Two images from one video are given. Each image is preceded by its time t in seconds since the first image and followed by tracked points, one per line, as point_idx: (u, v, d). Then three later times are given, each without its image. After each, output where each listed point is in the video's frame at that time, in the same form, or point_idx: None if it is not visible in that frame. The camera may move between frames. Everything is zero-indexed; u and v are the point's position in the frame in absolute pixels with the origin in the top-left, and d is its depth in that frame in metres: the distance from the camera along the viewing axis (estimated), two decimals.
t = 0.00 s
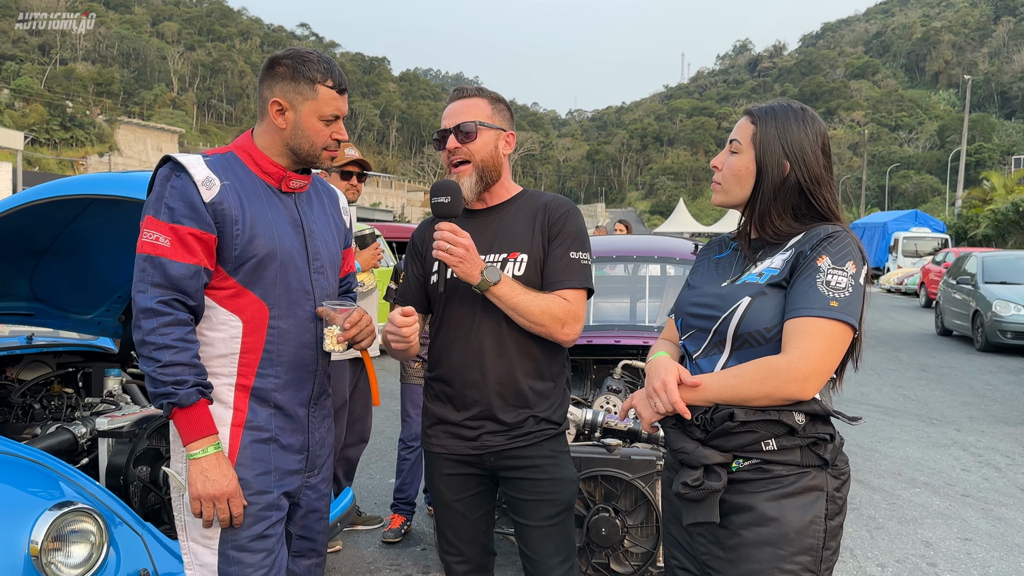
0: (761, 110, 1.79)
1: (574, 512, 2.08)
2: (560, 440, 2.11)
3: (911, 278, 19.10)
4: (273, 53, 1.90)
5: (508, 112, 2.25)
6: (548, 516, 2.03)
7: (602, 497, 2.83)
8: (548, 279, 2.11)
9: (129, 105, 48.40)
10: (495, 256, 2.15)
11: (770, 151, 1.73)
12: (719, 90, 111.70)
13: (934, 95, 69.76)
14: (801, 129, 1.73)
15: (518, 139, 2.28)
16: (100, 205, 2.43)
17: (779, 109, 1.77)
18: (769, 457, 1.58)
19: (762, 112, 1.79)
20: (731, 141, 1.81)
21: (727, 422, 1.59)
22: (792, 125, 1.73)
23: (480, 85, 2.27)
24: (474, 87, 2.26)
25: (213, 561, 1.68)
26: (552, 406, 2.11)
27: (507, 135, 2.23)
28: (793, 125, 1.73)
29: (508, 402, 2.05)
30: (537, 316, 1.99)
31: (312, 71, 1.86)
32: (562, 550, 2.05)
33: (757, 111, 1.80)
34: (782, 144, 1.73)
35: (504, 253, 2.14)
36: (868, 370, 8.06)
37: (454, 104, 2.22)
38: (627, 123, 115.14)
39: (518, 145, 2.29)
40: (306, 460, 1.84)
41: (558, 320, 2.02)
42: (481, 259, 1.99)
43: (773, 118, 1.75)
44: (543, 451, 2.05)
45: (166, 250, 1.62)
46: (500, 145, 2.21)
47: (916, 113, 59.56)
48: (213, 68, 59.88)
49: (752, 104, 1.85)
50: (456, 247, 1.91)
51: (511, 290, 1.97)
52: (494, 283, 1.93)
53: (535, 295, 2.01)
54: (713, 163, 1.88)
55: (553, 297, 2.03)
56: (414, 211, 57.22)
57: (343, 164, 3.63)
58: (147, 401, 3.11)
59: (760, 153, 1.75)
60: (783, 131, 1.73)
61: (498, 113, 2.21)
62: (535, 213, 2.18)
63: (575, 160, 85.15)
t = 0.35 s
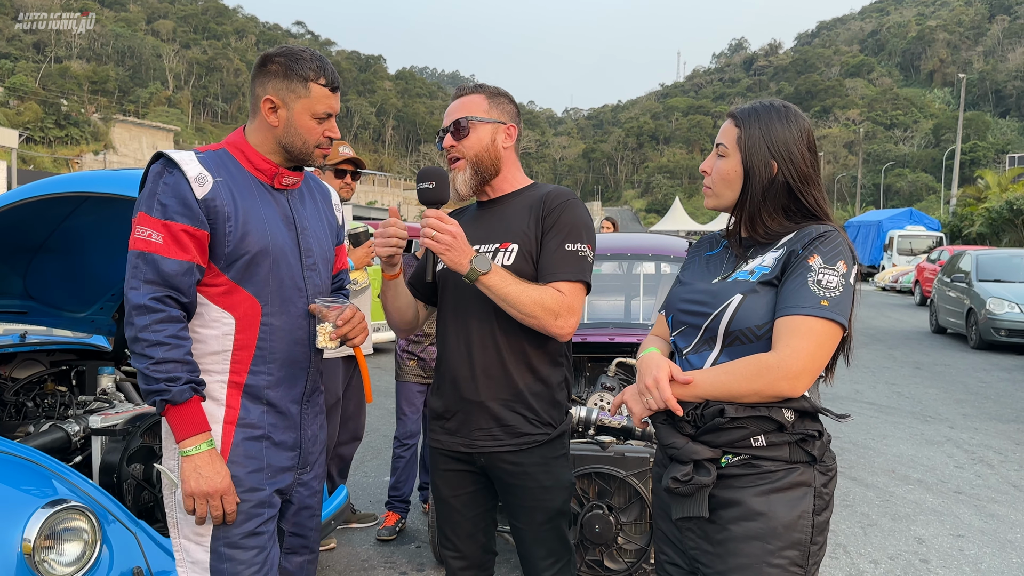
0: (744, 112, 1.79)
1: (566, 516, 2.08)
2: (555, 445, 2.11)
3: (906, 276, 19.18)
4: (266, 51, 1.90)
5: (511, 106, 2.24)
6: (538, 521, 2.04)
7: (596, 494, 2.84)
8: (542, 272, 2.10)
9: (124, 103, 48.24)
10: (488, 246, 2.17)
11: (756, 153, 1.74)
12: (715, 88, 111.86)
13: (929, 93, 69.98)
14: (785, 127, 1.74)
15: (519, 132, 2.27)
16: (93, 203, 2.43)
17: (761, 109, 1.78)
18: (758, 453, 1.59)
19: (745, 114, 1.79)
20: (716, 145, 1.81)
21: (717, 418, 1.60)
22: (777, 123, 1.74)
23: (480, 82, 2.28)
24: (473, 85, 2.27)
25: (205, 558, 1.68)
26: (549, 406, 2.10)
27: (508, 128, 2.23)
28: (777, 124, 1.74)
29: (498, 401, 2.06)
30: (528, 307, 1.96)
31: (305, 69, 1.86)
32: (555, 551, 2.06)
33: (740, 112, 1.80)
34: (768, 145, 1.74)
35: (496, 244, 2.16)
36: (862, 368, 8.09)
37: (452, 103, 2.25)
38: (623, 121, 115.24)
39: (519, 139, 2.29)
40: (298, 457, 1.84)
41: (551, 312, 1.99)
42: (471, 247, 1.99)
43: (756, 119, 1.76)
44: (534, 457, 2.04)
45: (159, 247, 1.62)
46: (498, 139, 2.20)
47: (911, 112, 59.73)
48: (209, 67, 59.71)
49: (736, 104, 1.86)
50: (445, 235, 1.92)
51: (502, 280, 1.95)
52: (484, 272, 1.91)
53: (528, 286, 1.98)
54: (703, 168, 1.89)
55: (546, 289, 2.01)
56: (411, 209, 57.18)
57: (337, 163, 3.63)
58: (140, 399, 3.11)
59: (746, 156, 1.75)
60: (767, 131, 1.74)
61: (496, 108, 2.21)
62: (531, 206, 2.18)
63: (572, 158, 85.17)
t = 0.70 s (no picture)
0: (752, 112, 1.79)
1: (568, 516, 2.09)
2: (558, 445, 2.10)
3: (907, 277, 19.18)
4: (271, 50, 1.90)
5: (509, 106, 2.24)
6: (539, 521, 2.04)
7: (598, 493, 2.84)
8: (540, 277, 2.08)
9: (125, 102, 48.26)
10: (486, 251, 2.18)
11: (770, 153, 1.75)
12: (717, 88, 111.81)
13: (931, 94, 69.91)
14: (794, 128, 1.76)
15: (519, 132, 2.28)
16: (97, 201, 2.44)
17: (767, 109, 1.78)
18: (769, 451, 1.59)
19: (754, 115, 1.78)
20: (728, 146, 1.80)
21: (729, 416, 1.59)
22: (785, 120, 1.75)
23: (478, 83, 2.28)
24: (469, 86, 2.28)
25: (210, 555, 1.69)
26: (552, 407, 2.10)
27: (509, 129, 2.24)
28: (785, 121, 1.76)
29: (497, 402, 2.07)
30: (524, 314, 1.96)
31: (310, 68, 1.87)
32: (557, 551, 2.07)
33: (748, 112, 1.80)
34: (782, 148, 1.74)
35: (494, 249, 2.17)
36: (864, 368, 8.09)
37: (449, 106, 2.25)
38: (624, 121, 115.20)
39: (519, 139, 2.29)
40: (303, 454, 1.85)
41: (548, 318, 1.98)
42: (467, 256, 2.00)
43: (764, 117, 1.77)
44: (535, 458, 2.05)
45: (165, 244, 1.63)
46: (500, 141, 2.21)
47: (913, 112, 59.66)
48: (210, 66, 59.73)
49: (739, 103, 1.86)
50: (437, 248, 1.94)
51: (498, 289, 1.95)
52: (478, 281, 1.92)
53: (524, 293, 1.98)
54: (710, 171, 1.85)
55: (542, 295, 2.00)
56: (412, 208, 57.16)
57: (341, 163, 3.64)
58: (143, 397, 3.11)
59: (762, 157, 1.75)
60: (780, 131, 1.75)
61: (496, 109, 2.21)
62: (531, 209, 2.18)
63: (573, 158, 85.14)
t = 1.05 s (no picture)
0: (763, 113, 1.79)
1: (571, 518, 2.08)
2: (560, 448, 2.08)
3: (913, 278, 19.10)
4: (278, 50, 1.91)
5: (503, 103, 2.20)
6: (540, 523, 2.05)
7: (604, 493, 2.84)
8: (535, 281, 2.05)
9: (131, 101, 48.41)
10: (486, 255, 2.18)
11: (789, 155, 1.76)
12: (722, 89, 111.55)
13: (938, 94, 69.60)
14: (802, 126, 1.78)
15: (513, 128, 2.21)
16: (105, 201, 2.46)
17: (774, 110, 1.80)
18: (787, 451, 1.60)
19: (766, 116, 1.78)
20: (745, 148, 1.78)
21: (749, 418, 1.59)
22: (794, 116, 1.77)
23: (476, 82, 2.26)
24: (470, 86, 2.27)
25: (221, 554, 1.70)
26: (555, 410, 2.09)
27: (497, 128, 2.19)
28: (793, 117, 1.78)
29: (499, 403, 2.08)
30: (517, 317, 1.94)
31: (318, 68, 1.88)
32: (557, 554, 2.07)
33: (759, 113, 1.80)
34: (799, 150, 1.76)
35: (492, 253, 2.17)
36: (869, 370, 8.07)
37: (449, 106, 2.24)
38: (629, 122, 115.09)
39: (517, 135, 2.23)
40: (313, 453, 1.86)
41: (541, 323, 1.95)
42: (464, 257, 2.01)
43: (775, 117, 1.77)
44: (535, 460, 2.04)
45: (175, 244, 1.64)
46: (485, 141, 2.17)
47: (919, 112, 59.38)
48: (215, 66, 59.88)
49: (744, 105, 1.88)
50: (435, 247, 1.97)
51: (493, 290, 1.95)
52: (475, 282, 1.93)
53: (518, 296, 1.96)
54: (724, 174, 1.82)
55: (536, 299, 1.97)
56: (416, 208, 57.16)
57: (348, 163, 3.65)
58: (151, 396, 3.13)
59: (780, 157, 1.76)
60: (792, 132, 1.76)
61: (485, 107, 2.17)
62: (528, 212, 2.14)
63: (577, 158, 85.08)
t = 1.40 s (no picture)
0: (773, 111, 1.79)
1: (572, 520, 2.07)
2: (556, 454, 2.04)
3: (919, 279, 19.04)
4: (283, 48, 1.92)
5: (524, 101, 2.18)
6: (536, 527, 2.04)
7: (610, 493, 2.84)
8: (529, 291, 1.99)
9: (137, 101, 48.55)
10: (494, 259, 2.22)
11: (797, 154, 1.76)
12: (726, 89, 111.41)
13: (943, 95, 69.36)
14: (805, 122, 1.78)
15: (531, 126, 2.18)
16: (113, 200, 2.46)
17: (783, 108, 1.80)
18: (798, 450, 1.60)
19: (775, 114, 1.78)
20: (756, 145, 1.77)
21: (760, 417, 1.59)
22: (802, 115, 1.78)
23: (499, 78, 2.25)
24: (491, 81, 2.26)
25: (231, 552, 1.70)
26: (555, 418, 2.06)
27: (518, 126, 2.16)
28: (801, 116, 1.78)
29: (499, 404, 2.10)
30: (505, 325, 1.92)
31: (324, 66, 1.88)
32: (556, 558, 2.05)
33: (769, 111, 1.79)
34: (807, 149, 1.76)
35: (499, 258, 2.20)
36: (875, 370, 8.05)
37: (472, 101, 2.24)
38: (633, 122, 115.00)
39: (538, 135, 2.22)
40: (322, 451, 1.86)
41: (525, 334, 1.90)
42: (473, 252, 2.04)
43: (784, 115, 1.77)
44: (530, 464, 2.03)
45: (184, 244, 1.64)
46: (506, 139, 2.16)
47: (925, 113, 59.18)
48: (220, 66, 60.03)
49: (751, 102, 1.88)
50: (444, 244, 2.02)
51: (491, 294, 1.94)
52: (477, 282, 1.91)
53: (509, 303, 1.93)
54: (732, 170, 1.81)
55: (523, 309, 1.91)
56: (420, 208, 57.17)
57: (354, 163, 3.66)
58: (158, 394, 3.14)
59: (790, 156, 1.76)
60: (800, 130, 1.76)
61: (506, 105, 2.16)
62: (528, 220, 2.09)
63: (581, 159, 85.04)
